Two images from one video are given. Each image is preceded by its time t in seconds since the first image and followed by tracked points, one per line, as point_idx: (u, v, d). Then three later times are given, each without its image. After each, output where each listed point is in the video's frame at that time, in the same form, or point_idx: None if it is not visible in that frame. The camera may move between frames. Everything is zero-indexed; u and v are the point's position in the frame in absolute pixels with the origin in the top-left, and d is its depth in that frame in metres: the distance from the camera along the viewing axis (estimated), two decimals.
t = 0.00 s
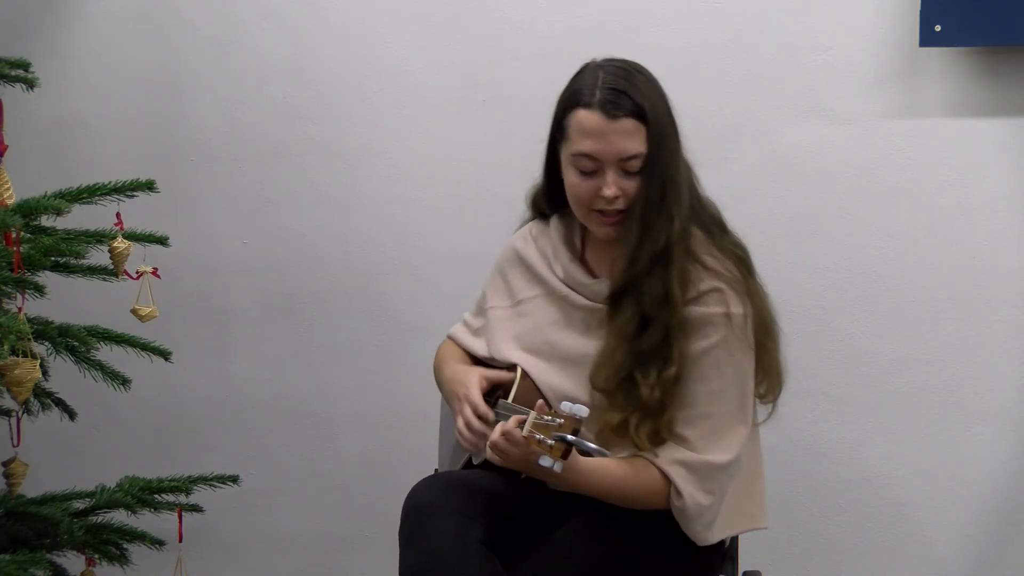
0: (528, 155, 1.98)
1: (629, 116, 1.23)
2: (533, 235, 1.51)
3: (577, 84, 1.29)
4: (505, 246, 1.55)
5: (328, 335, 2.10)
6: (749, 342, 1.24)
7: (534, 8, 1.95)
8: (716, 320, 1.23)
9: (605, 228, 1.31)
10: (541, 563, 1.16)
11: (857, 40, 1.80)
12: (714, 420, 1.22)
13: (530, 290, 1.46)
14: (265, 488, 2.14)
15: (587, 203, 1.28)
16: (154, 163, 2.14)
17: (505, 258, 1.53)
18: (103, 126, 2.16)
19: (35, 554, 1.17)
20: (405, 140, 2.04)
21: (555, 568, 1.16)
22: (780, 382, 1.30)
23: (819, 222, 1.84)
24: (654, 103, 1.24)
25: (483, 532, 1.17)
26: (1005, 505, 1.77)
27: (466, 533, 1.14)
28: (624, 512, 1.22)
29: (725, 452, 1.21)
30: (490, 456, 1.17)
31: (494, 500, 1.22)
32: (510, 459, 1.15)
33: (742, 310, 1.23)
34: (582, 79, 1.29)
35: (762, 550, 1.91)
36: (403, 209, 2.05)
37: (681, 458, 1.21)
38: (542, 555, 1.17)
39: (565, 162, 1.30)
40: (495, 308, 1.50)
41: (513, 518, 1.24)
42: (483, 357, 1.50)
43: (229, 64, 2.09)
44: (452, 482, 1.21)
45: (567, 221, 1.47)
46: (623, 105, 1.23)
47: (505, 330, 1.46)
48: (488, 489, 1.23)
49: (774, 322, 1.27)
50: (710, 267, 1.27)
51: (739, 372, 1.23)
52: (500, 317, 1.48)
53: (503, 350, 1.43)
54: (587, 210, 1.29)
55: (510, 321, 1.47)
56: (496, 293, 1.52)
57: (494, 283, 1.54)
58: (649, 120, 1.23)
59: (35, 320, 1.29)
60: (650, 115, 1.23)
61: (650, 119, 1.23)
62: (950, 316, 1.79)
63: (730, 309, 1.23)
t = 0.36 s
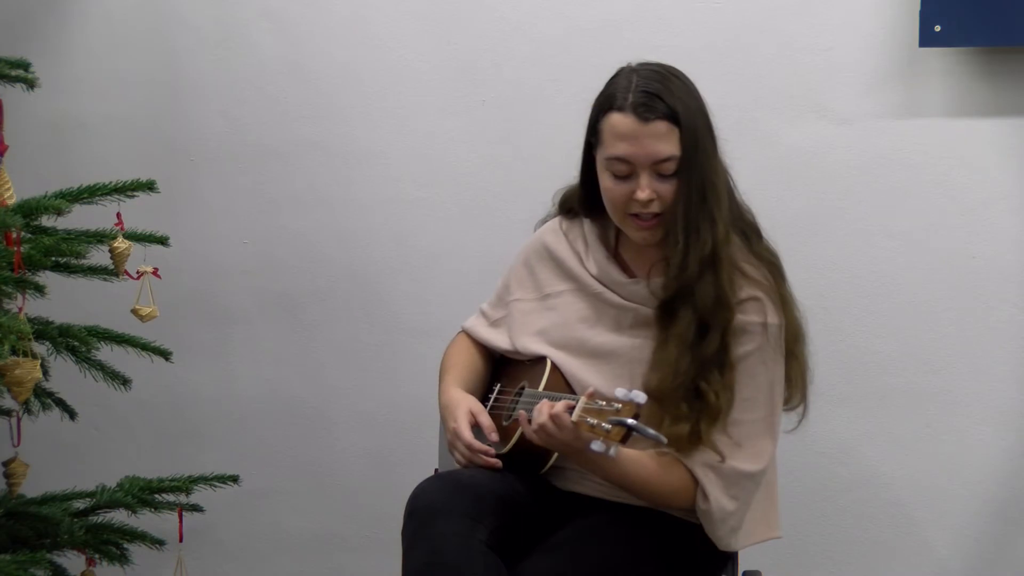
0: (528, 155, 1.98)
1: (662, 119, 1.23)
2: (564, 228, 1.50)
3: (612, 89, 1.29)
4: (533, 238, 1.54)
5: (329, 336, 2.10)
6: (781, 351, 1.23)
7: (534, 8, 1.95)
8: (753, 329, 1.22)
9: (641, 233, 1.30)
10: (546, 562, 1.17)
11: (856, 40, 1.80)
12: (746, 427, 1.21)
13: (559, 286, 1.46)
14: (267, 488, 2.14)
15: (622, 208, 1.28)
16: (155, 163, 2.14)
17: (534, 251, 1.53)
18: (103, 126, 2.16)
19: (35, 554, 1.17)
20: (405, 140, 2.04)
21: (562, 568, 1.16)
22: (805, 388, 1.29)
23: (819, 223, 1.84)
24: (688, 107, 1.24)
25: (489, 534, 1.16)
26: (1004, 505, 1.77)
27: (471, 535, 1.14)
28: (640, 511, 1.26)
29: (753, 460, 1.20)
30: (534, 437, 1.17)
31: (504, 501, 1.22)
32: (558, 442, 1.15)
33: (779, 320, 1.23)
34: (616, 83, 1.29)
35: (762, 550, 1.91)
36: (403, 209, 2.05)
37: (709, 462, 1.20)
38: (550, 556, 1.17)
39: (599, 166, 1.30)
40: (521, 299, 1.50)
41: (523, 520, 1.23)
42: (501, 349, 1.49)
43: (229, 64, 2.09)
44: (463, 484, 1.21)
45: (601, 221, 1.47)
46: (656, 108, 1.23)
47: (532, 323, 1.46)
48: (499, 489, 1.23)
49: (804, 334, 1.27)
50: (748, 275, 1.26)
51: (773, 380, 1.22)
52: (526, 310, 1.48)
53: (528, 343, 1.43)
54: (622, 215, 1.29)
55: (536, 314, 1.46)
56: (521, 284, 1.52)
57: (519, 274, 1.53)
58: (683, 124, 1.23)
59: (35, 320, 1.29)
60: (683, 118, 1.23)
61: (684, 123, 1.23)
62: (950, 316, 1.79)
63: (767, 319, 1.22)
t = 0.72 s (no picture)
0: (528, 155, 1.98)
1: (662, 123, 1.23)
2: (565, 228, 1.50)
3: (613, 90, 1.29)
4: (535, 238, 1.54)
5: (329, 336, 2.10)
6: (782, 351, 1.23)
7: (534, 8, 1.95)
8: (756, 329, 1.23)
9: (642, 236, 1.30)
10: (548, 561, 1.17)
11: (856, 40, 1.80)
12: (749, 428, 1.22)
13: (560, 285, 1.46)
14: (267, 488, 2.14)
15: (622, 211, 1.28)
16: (155, 163, 2.14)
17: (534, 250, 1.52)
18: (103, 126, 2.16)
19: (35, 554, 1.17)
20: (405, 140, 2.04)
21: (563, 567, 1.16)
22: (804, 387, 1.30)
23: (819, 223, 1.84)
24: (689, 110, 1.24)
25: (490, 534, 1.16)
26: (1004, 506, 1.77)
27: (472, 536, 1.14)
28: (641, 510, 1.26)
29: (757, 460, 1.21)
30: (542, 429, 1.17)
31: (505, 501, 1.21)
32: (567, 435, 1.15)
33: (781, 320, 1.23)
34: (619, 85, 1.29)
35: (762, 551, 1.91)
36: (404, 209, 2.05)
37: (713, 462, 1.21)
38: (551, 555, 1.17)
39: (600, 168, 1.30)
40: (523, 300, 1.50)
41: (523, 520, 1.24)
42: (503, 349, 1.49)
43: (229, 64, 2.09)
44: (465, 483, 1.21)
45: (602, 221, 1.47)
46: (656, 111, 1.23)
47: (533, 322, 1.45)
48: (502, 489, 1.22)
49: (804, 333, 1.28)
50: (750, 275, 1.27)
51: (776, 380, 1.23)
52: (527, 310, 1.48)
53: (530, 343, 1.43)
54: (622, 218, 1.29)
55: (539, 314, 1.46)
56: (522, 285, 1.52)
57: (521, 274, 1.53)
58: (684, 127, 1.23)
59: (35, 320, 1.29)
60: (684, 121, 1.23)
61: (684, 126, 1.23)
62: (950, 316, 1.78)
63: (769, 319, 1.23)
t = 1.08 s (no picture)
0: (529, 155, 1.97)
1: (583, 112, 1.24)
2: (542, 234, 1.50)
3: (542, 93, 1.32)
4: (511, 246, 1.54)
5: (328, 336, 2.10)
6: (766, 334, 1.24)
7: (534, 8, 1.95)
8: (735, 315, 1.23)
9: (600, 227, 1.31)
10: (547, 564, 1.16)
11: (856, 40, 1.80)
12: (735, 415, 1.22)
13: (542, 290, 1.46)
14: (266, 488, 2.14)
15: (571, 206, 1.29)
16: (154, 163, 2.14)
17: (512, 258, 1.52)
18: (102, 126, 2.16)
19: (35, 554, 1.17)
20: (405, 140, 2.04)
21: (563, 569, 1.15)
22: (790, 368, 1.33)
23: (819, 223, 1.84)
24: (611, 94, 1.26)
25: (487, 533, 1.17)
26: (1005, 505, 1.77)
27: (471, 535, 1.14)
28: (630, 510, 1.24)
29: (747, 448, 1.21)
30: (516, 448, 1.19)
31: (499, 502, 1.22)
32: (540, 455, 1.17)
33: (760, 303, 1.24)
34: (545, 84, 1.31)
35: (762, 550, 1.91)
36: (404, 209, 2.05)
37: (703, 455, 1.20)
38: (551, 558, 1.17)
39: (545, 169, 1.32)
40: (504, 309, 1.48)
41: (516, 521, 1.24)
42: (490, 358, 1.48)
43: (229, 64, 2.09)
44: (462, 483, 1.21)
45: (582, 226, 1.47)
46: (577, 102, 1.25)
47: (517, 329, 1.45)
48: (497, 489, 1.23)
49: (784, 310, 1.29)
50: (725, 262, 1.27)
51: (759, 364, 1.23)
52: (509, 317, 1.47)
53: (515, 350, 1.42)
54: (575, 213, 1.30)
55: (522, 321, 1.46)
56: (503, 293, 1.51)
57: (500, 282, 1.52)
58: (611, 112, 1.24)
59: (35, 320, 1.29)
60: (603, 106, 1.24)
61: (604, 110, 1.24)
62: (951, 316, 1.79)
63: (749, 303, 1.23)
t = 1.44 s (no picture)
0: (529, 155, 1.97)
1: (494, 114, 1.26)
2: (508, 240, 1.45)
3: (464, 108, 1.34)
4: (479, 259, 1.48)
5: (328, 335, 2.10)
6: (729, 306, 1.20)
7: (534, 8, 1.95)
8: (693, 291, 1.20)
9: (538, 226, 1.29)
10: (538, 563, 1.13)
11: (856, 40, 1.80)
12: (705, 391, 1.16)
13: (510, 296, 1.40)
14: (266, 487, 2.14)
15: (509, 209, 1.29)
16: (154, 163, 2.14)
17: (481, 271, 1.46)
18: (102, 126, 2.16)
19: (35, 554, 1.17)
20: (405, 140, 2.04)
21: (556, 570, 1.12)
22: (763, 345, 1.30)
23: (819, 223, 1.84)
24: (521, 91, 1.27)
25: (472, 530, 1.15)
26: (1004, 505, 1.77)
27: (456, 532, 1.12)
28: (624, 506, 1.21)
29: (724, 420, 1.15)
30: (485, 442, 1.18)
31: (482, 501, 1.20)
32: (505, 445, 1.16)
33: (716, 279, 1.21)
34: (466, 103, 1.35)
35: (762, 550, 1.91)
36: (403, 208, 2.05)
37: (674, 428, 1.14)
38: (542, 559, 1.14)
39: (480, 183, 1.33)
40: (476, 320, 1.42)
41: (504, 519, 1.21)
42: (467, 370, 1.42)
43: (229, 64, 2.09)
44: (442, 481, 1.20)
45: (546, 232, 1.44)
46: (491, 106, 1.27)
47: (490, 337, 1.38)
48: (483, 488, 1.22)
49: (750, 283, 1.26)
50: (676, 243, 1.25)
51: (726, 335, 1.19)
52: (480, 327, 1.41)
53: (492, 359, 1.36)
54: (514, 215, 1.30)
55: (493, 330, 1.39)
56: (473, 305, 1.45)
57: (470, 295, 1.47)
58: (528, 107, 1.25)
59: (35, 320, 1.29)
60: (513, 103, 1.26)
61: (514, 107, 1.25)
62: (951, 316, 1.78)
63: (704, 279, 1.20)
